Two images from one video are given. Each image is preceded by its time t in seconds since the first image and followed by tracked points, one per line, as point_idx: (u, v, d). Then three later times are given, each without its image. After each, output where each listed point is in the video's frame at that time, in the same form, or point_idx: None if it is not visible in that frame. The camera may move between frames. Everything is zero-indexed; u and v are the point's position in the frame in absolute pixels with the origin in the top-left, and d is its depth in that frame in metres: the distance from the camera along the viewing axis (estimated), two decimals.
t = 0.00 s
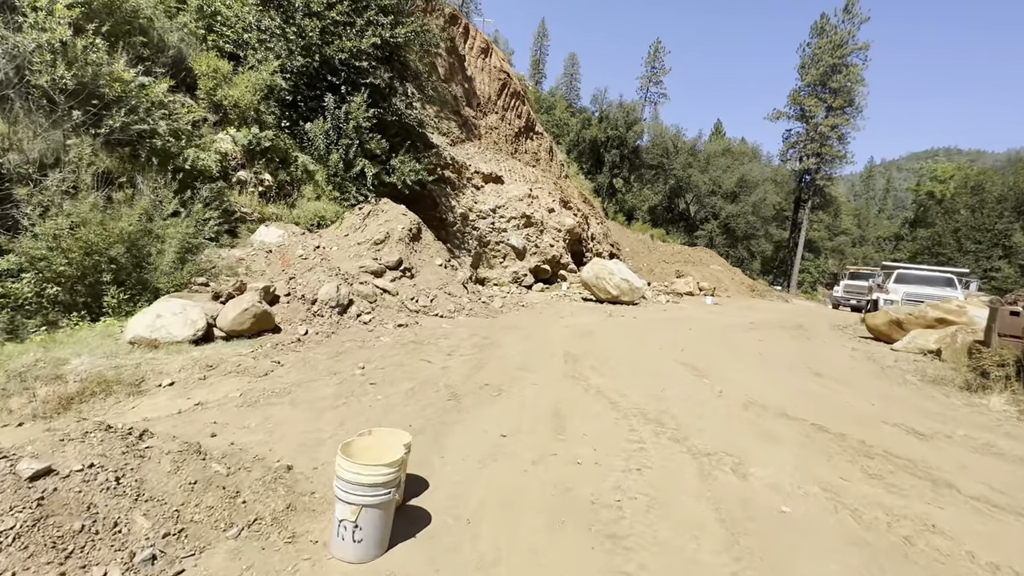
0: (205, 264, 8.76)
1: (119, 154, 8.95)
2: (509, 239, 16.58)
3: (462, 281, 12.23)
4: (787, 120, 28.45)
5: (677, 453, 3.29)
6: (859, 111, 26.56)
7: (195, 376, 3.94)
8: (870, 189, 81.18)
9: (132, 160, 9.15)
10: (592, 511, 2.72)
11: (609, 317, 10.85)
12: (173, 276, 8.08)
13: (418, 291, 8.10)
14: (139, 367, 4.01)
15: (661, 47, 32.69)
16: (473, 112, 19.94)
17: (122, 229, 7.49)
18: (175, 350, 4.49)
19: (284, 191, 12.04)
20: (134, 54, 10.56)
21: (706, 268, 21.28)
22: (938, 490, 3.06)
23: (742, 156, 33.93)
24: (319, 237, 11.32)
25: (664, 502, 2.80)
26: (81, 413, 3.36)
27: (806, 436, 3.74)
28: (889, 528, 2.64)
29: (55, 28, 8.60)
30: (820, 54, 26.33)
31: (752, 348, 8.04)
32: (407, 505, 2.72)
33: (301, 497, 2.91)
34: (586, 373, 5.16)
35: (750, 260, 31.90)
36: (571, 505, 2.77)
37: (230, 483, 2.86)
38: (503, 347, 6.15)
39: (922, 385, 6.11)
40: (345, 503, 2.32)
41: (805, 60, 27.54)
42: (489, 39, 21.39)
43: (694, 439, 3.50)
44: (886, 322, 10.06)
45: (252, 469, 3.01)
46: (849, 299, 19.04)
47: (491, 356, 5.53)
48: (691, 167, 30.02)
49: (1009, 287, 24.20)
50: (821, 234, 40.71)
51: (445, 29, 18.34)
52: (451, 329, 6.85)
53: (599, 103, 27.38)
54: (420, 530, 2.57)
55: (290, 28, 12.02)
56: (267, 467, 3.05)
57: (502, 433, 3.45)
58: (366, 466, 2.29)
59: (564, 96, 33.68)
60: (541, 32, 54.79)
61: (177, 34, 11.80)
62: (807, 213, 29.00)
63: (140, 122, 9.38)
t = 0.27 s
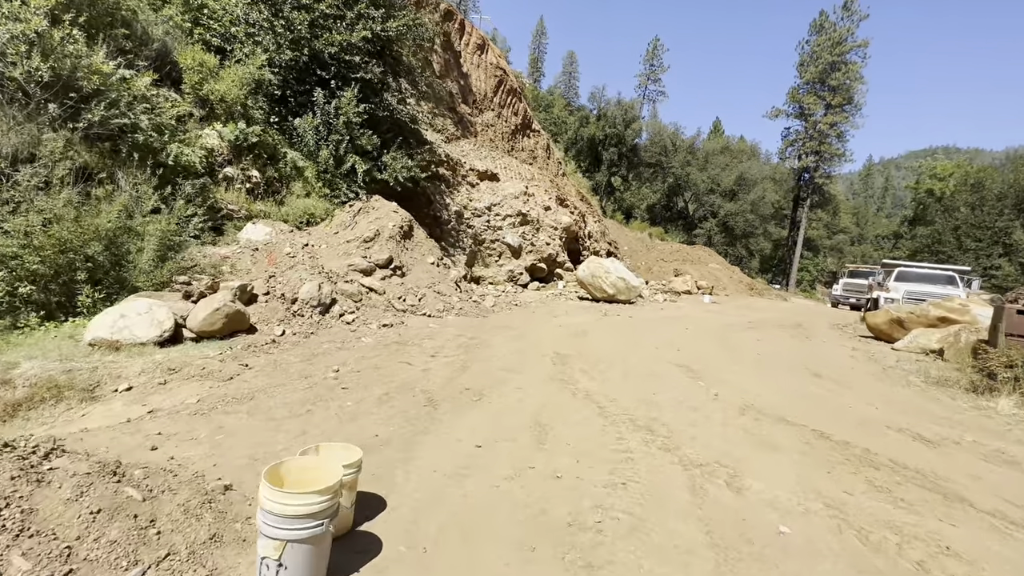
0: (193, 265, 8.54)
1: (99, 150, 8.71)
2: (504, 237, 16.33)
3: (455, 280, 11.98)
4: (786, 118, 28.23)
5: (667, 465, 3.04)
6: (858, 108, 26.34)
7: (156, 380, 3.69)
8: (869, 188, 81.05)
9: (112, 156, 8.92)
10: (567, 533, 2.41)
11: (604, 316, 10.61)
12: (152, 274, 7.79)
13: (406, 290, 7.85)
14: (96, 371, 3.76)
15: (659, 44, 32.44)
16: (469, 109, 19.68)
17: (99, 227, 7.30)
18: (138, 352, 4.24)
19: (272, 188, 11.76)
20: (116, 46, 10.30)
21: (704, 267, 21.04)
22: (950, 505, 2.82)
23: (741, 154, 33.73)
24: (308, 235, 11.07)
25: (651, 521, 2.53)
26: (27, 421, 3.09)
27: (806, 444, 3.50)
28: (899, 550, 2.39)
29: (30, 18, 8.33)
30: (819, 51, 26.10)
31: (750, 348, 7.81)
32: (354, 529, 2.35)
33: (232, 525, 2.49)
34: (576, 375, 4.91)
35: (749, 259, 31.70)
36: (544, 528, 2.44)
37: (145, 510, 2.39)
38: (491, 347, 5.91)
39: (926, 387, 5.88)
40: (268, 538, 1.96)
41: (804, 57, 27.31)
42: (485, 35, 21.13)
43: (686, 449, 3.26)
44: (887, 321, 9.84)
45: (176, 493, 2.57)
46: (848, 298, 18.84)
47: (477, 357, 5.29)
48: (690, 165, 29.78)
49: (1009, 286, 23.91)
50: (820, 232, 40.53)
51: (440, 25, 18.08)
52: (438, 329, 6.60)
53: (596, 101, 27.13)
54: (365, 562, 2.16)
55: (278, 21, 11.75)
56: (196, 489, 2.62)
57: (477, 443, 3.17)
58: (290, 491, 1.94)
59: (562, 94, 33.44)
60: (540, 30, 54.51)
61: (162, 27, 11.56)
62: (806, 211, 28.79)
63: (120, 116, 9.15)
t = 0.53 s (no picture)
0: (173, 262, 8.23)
1: (72, 144, 8.43)
2: (497, 235, 16.08)
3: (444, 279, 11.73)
4: (782, 116, 28.07)
5: (648, 479, 2.80)
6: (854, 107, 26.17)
7: (105, 385, 3.43)
8: (866, 187, 81.12)
9: (88, 150, 8.65)
10: (530, 563, 2.16)
11: (596, 315, 10.40)
12: (128, 271, 7.57)
13: (390, 289, 7.60)
14: (41, 376, 3.51)
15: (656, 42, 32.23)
16: (463, 107, 19.41)
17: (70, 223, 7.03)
18: (91, 355, 3.99)
19: (257, 184, 11.49)
20: (92, 37, 10.01)
21: (699, 265, 20.84)
22: (955, 522, 2.60)
23: (737, 153, 33.57)
24: (293, 232, 10.81)
25: (628, 545, 2.29)
26: None
27: (800, 453, 3.27)
28: None
29: None
30: (815, 50, 25.93)
31: (744, 348, 7.60)
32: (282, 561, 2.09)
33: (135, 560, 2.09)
34: (560, 378, 4.68)
35: (744, 258, 31.55)
36: (504, 557, 2.19)
37: (20, 547, 1.93)
38: (474, 348, 5.68)
39: (925, 389, 5.67)
40: None
41: (800, 56, 27.15)
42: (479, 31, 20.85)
43: (671, 460, 3.03)
44: (883, 320, 9.64)
45: (69, 523, 2.14)
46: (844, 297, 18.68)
47: (458, 359, 5.06)
48: (686, 164, 29.58)
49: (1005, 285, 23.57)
50: (816, 231, 40.44)
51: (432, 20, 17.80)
52: (421, 329, 6.37)
53: (592, 99, 26.90)
54: None
55: (262, 13, 11.44)
56: (96, 517, 2.21)
57: (444, 454, 2.94)
58: (167, 533, 1.72)
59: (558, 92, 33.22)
60: (537, 29, 54.24)
61: (142, 19, 11.29)
62: (802, 210, 28.63)
63: (96, 109, 8.84)
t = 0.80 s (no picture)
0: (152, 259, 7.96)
1: (49, 136, 8.17)
2: (491, 233, 15.81)
3: (436, 277, 11.49)
4: (780, 116, 27.90)
5: (637, 495, 2.56)
6: (852, 106, 26.01)
7: (53, 390, 3.16)
8: (863, 187, 81.17)
9: (65, 143, 8.38)
10: None
11: (590, 315, 10.17)
12: (104, 269, 7.34)
13: (376, 287, 7.36)
14: None
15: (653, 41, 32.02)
16: (458, 104, 19.11)
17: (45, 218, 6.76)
18: (46, 357, 3.75)
19: (244, 180, 11.22)
20: (71, 27, 9.75)
21: (696, 265, 20.64)
22: (973, 542, 2.38)
23: (735, 152, 33.39)
24: (280, 229, 10.56)
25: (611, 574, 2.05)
26: None
27: (801, 463, 3.05)
28: None
29: None
30: (812, 49, 25.75)
31: (741, 349, 7.38)
32: None
33: None
34: (548, 380, 4.45)
35: (742, 258, 31.40)
36: None
37: None
38: (460, 349, 5.44)
39: (929, 392, 5.46)
40: None
41: (798, 55, 26.96)
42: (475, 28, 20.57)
43: (662, 472, 2.79)
44: (883, 320, 9.43)
45: None
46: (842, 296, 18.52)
47: (442, 360, 4.82)
48: (683, 163, 29.37)
49: (1004, 284, 23.60)
50: (814, 231, 40.33)
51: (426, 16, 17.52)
52: (406, 328, 6.12)
53: (589, 98, 26.64)
54: None
55: (249, 4, 11.11)
56: None
57: (415, 465, 2.70)
58: None
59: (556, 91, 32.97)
60: (535, 27, 53.98)
61: (125, 10, 11.05)
62: (799, 210, 28.47)
63: (74, 101, 8.55)
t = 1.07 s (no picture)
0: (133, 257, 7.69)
1: (22, 130, 8.06)
2: (487, 232, 15.53)
3: (428, 277, 11.21)
4: (780, 115, 27.66)
5: (628, 525, 2.29)
6: (852, 105, 25.76)
7: None
8: (862, 187, 81.05)
9: (40, 137, 8.23)
10: None
11: (586, 316, 9.89)
12: (76, 267, 7.00)
13: (362, 288, 7.08)
14: None
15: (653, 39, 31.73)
16: (455, 101, 18.78)
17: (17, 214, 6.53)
18: None
19: (231, 177, 10.97)
20: (51, 17, 9.54)
21: (695, 264, 20.39)
22: None
23: (734, 151, 33.14)
24: (268, 227, 10.27)
25: None
26: None
27: (809, 484, 2.78)
28: None
29: None
30: (812, 48, 25.50)
31: (742, 352, 7.12)
32: None
33: None
34: (537, 388, 4.18)
35: (741, 257, 31.18)
36: None
37: None
38: (447, 353, 5.17)
39: (939, 399, 5.20)
40: None
41: (798, 53, 26.69)
42: (472, 24, 20.25)
43: (657, 497, 2.52)
44: (886, 322, 9.18)
45: None
46: (843, 296, 18.30)
47: (425, 366, 4.54)
48: (682, 162, 29.10)
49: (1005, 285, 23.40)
50: (813, 231, 40.12)
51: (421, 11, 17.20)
52: (391, 331, 5.84)
53: (588, 96, 26.34)
54: None
55: None
56: None
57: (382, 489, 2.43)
58: None
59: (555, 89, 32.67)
60: (534, 25, 53.63)
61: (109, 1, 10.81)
62: (799, 209, 28.25)
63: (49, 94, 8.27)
